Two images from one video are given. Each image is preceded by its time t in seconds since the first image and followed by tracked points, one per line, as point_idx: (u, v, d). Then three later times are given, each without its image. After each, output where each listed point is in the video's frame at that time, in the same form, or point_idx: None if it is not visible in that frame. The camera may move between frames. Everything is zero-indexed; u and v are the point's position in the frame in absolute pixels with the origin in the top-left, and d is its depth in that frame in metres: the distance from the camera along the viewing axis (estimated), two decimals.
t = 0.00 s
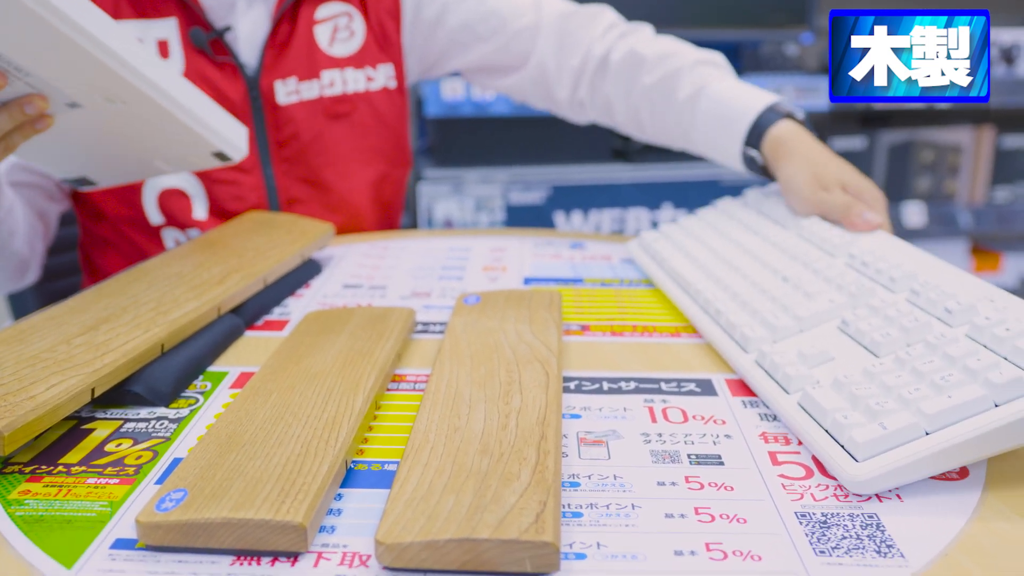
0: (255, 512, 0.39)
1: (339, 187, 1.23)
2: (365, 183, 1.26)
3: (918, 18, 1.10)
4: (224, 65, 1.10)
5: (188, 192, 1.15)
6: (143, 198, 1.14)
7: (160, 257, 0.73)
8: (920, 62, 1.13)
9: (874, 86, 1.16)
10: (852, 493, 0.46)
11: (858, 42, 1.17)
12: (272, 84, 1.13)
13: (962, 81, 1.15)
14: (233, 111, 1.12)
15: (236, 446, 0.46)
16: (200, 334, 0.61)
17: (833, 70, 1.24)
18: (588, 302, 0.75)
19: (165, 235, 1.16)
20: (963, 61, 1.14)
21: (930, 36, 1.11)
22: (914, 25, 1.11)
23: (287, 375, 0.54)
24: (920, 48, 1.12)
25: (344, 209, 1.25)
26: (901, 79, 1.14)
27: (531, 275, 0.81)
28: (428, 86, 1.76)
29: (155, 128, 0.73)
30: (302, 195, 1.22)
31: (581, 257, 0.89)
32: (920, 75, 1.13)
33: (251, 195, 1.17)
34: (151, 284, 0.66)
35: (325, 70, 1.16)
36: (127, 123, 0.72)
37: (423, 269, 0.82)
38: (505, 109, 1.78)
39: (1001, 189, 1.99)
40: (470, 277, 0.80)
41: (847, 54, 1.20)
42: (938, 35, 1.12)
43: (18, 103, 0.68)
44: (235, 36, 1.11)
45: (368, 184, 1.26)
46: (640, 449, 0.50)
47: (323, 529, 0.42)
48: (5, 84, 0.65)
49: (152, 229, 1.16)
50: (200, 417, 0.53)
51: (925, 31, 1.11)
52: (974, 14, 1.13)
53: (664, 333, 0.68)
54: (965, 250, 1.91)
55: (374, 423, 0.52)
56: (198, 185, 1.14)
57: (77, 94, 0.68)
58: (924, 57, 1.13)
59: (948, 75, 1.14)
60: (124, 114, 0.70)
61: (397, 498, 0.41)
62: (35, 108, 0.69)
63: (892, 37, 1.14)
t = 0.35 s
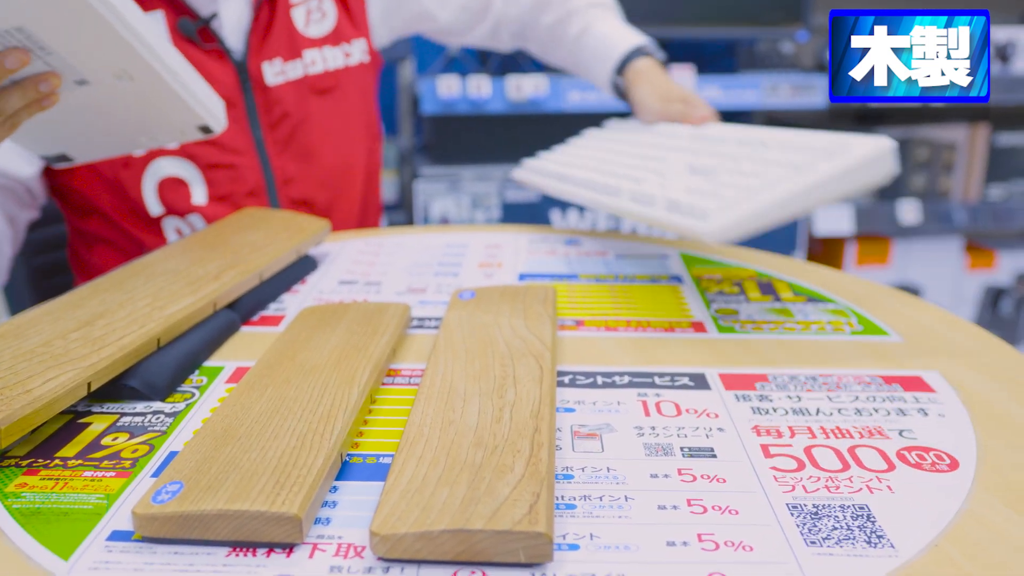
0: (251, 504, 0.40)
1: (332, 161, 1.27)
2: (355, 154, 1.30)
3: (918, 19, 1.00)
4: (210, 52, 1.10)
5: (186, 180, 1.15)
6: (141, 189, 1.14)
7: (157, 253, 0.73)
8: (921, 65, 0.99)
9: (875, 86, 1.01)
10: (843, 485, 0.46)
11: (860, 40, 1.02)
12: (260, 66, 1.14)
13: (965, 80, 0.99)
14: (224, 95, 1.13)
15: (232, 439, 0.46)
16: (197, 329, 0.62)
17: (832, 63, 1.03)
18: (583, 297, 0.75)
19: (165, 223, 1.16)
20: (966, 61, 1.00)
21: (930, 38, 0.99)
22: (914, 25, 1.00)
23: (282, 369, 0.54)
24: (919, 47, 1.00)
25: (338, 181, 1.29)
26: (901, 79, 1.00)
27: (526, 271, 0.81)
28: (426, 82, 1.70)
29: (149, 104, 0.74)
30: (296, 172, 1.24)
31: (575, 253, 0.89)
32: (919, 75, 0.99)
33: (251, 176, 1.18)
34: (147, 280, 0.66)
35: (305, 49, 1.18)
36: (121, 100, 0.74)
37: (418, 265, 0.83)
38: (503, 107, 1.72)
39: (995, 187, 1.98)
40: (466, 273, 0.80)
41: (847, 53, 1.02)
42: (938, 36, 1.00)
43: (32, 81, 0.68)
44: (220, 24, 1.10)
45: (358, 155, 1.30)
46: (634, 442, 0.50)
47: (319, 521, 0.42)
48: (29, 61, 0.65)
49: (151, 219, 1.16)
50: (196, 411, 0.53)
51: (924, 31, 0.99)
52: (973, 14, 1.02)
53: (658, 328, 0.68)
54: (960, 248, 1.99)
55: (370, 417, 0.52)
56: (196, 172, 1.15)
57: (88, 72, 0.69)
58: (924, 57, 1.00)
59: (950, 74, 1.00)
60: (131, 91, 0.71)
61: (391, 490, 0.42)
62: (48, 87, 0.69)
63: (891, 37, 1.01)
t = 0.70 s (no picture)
0: (251, 498, 0.40)
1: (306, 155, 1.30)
2: (324, 149, 1.35)
3: (919, 19, 0.93)
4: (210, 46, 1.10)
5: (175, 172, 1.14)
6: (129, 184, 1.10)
7: (156, 251, 0.73)
8: (920, 63, 0.93)
9: (874, 86, 0.95)
10: (838, 479, 0.47)
11: (860, 40, 0.95)
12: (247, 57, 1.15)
13: (964, 79, 0.93)
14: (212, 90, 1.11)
15: (232, 434, 0.46)
16: (196, 325, 0.62)
17: (833, 71, 0.96)
18: (581, 295, 0.75)
19: (155, 219, 1.13)
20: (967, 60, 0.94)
21: (930, 36, 0.92)
22: (915, 26, 0.93)
23: (282, 365, 0.55)
24: (920, 47, 0.93)
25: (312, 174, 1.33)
26: (902, 79, 0.94)
27: (524, 269, 0.82)
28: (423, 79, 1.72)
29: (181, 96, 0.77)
30: (275, 164, 1.26)
31: (573, 250, 0.89)
32: (919, 75, 0.93)
33: (235, 167, 1.19)
34: (147, 277, 0.67)
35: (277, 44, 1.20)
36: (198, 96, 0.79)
37: (416, 263, 0.83)
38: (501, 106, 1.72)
39: (992, 185, 1.99)
40: (464, 271, 0.81)
41: (847, 52, 0.95)
42: (939, 35, 0.92)
43: (151, 76, 0.69)
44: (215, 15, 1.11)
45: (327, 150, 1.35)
46: (631, 437, 0.51)
47: (318, 516, 0.43)
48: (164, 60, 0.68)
49: (139, 215, 1.12)
50: (196, 407, 0.53)
51: (925, 30, 0.92)
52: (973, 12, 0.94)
53: (655, 324, 0.69)
54: (957, 246, 2.00)
55: (369, 413, 0.53)
56: (184, 163, 1.14)
57: (206, 72, 0.74)
58: (924, 57, 0.93)
59: (948, 74, 0.94)
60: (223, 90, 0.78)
61: (390, 484, 0.42)
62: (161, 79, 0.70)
63: (891, 38, 0.95)
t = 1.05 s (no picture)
0: (250, 494, 0.40)
1: (280, 153, 1.25)
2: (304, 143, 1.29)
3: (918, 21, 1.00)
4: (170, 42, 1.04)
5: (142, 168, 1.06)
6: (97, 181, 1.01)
7: (153, 249, 0.73)
8: (920, 62, 0.98)
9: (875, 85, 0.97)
10: (834, 473, 0.47)
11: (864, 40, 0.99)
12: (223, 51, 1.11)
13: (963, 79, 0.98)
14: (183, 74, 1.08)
15: (230, 431, 0.47)
16: (195, 323, 0.62)
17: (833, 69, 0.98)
18: (578, 292, 0.76)
19: (122, 217, 1.04)
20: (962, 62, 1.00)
21: (935, 36, 1.00)
22: (915, 27, 1.00)
23: (280, 362, 0.55)
24: (920, 47, 0.99)
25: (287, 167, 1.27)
26: (900, 78, 0.96)
27: (522, 266, 0.82)
28: (421, 80, 1.71)
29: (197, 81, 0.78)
30: (248, 157, 1.21)
31: (571, 248, 0.90)
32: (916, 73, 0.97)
33: (206, 162, 1.14)
34: (146, 275, 0.67)
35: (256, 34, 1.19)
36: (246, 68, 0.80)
37: (414, 261, 0.83)
38: (499, 104, 1.72)
39: (989, 182, 1.97)
40: (462, 268, 0.81)
41: (846, 53, 0.99)
42: (936, 35, 1.00)
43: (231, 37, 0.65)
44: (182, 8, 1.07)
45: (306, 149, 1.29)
46: (628, 432, 0.51)
47: (316, 511, 0.43)
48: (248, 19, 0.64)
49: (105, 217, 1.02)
50: (195, 404, 0.53)
51: (924, 31, 0.99)
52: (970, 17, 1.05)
53: (652, 321, 0.69)
54: (955, 244, 2.00)
55: (367, 409, 0.53)
56: (152, 159, 1.08)
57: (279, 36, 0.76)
58: (923, 58, 0.98)
59: (946, 73, 0.99)
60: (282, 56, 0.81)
61: (388, 479, 0.42)
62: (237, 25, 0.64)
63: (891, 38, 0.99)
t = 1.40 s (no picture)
0: (254, 491, 0.41)
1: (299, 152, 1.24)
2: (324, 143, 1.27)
3: (919, 20, 0.99)
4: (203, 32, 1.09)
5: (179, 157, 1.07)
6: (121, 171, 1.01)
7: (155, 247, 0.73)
8: (915, 56, 0.94)
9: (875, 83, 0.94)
10: (834, 470, 0.47)
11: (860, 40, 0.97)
12: (249, 45, 1.15)
13: (965, 81, 0.98)
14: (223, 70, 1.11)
15: (234, 429, 0.47)
16: (198, 321, 0.62)
17: (833, 68, 0.98)
18: (578, 290, 0.76)
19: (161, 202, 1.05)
20: (965, 61, 1.00)
21: (933, 36, 0.98)
22: (914, 26, 0.98)
23: (283, 359, 0.55)
24: (921, 47, 0.98)
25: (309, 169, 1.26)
26: (902, 78, 0.93)
27: (522, 264, 0.82)
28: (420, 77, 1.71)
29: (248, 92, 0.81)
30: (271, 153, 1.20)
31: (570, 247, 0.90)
32: (920, 74, 0.95)
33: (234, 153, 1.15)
34: (148, 273, 0.67)
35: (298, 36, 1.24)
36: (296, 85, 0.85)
37: (415, 259, 0.83)
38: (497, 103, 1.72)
39: (989, 180, 1.99)
40: (462, 266, 0.81)
41: (847, 52, 0.97)
42: (938, 36, 0.98)
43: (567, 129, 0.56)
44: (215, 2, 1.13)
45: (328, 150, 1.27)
46: (629, 430, 0.51)
47: (320, 508, 0.43)
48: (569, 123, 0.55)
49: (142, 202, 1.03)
50: (198, 402, 0.54)
51: (925, 31, 0.97)
52: (973, 15, 1.04)
53: (653, 319, 0.69)
54: (953, 242, 2.01)
55: (369, 407, 0.53)
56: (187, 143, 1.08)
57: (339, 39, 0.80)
58: (925, 56, 0.97)
59: (948, 75, 0.98)
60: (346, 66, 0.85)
61: (391, 477, 0.42)
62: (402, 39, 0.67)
63: (891, 38, 0.97)
